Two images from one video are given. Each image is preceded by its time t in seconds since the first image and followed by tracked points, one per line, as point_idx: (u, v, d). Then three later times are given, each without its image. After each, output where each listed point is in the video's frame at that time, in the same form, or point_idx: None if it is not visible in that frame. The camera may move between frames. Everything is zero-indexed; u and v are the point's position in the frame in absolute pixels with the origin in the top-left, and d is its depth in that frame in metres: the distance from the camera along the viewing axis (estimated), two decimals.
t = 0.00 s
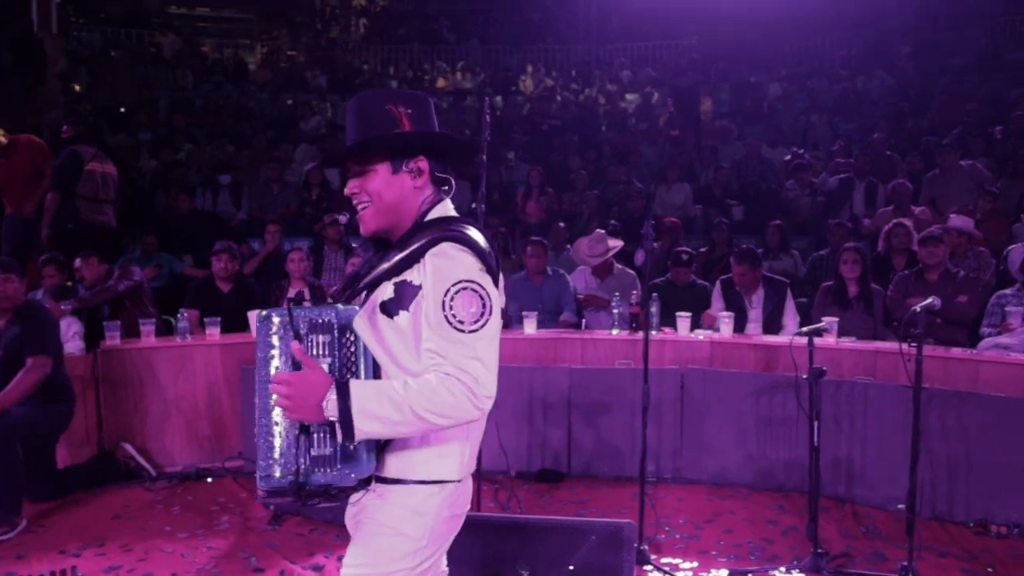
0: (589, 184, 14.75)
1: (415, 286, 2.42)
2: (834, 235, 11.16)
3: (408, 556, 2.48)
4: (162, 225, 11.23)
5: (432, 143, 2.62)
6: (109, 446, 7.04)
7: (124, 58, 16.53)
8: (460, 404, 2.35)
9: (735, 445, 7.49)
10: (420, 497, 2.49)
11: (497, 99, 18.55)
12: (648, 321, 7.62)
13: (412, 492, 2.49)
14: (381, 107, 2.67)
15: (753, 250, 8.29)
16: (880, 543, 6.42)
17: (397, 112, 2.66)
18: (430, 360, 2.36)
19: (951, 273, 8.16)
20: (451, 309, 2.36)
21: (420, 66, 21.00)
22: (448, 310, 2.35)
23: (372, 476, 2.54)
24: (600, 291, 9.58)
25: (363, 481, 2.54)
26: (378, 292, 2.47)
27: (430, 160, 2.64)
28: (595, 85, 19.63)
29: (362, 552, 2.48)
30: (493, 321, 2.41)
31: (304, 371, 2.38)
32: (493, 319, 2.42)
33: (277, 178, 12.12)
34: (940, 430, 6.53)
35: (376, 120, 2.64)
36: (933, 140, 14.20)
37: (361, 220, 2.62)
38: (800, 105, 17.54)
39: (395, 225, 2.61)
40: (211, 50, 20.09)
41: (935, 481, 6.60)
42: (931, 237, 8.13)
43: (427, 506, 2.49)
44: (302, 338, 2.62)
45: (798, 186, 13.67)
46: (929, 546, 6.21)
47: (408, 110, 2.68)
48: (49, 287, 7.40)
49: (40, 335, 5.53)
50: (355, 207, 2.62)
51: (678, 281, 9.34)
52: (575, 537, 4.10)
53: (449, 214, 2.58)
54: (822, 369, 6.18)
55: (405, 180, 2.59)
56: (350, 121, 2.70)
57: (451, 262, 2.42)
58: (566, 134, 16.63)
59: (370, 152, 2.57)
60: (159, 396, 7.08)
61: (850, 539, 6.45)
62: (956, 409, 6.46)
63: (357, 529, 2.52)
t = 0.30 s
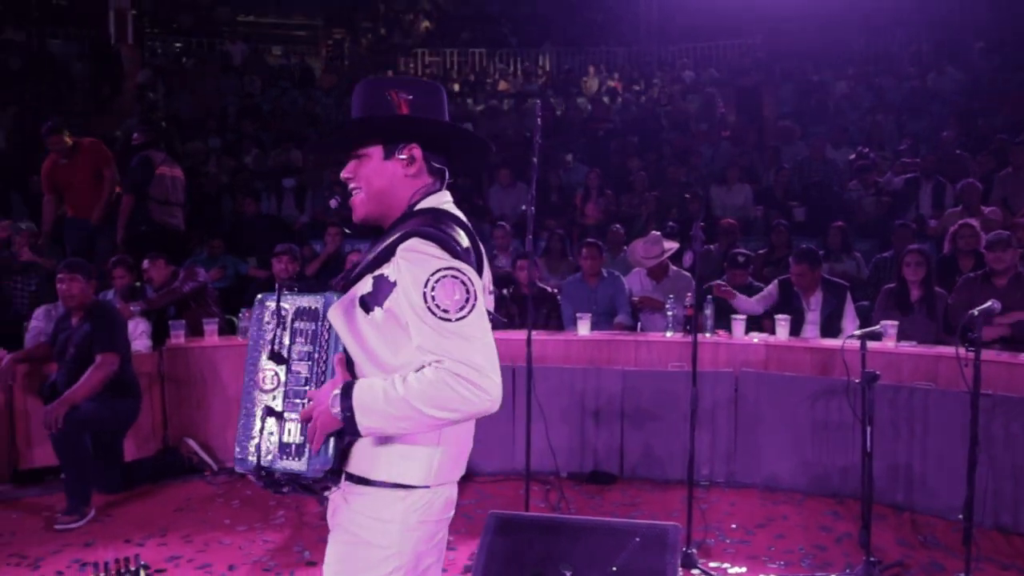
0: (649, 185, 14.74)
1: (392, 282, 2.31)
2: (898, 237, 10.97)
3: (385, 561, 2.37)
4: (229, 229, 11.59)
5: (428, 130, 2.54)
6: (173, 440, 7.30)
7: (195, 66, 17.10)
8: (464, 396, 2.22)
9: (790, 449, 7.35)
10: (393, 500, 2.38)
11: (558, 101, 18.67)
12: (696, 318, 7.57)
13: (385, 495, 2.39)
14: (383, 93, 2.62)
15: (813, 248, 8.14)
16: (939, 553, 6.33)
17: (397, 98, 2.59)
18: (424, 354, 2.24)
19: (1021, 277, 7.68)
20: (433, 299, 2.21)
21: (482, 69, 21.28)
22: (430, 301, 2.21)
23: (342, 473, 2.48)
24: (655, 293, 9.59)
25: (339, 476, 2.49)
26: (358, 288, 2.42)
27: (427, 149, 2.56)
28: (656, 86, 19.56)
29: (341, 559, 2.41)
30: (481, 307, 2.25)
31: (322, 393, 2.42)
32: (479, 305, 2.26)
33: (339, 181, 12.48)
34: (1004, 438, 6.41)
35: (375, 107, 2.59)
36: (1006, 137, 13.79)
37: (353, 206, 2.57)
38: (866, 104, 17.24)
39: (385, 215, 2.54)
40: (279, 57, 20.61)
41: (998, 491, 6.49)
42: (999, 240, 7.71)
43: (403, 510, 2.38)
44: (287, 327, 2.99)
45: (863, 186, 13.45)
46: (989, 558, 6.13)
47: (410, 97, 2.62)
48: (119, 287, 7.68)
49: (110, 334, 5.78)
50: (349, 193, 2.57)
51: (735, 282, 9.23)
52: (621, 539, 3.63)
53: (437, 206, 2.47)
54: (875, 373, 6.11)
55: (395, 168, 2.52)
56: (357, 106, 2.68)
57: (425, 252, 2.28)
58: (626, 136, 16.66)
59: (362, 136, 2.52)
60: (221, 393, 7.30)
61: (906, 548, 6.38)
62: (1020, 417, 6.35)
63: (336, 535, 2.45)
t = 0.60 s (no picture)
0: (716, 185, 14.67)
1: (420, 284, 2.34)
2: (974, 238, 10.72)
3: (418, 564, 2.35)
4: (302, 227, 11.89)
5: (468, 133, 2.52)
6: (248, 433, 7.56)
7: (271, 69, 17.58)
8: (478, 398, 2.22)
9: (856, 454, 7.26)
10: (423, 502, 2.36)
11: (625, 100, 18.65)
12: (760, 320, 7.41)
13: (415, 497, 2.37)
14: (423, 91, 2.58)
15: (882, 250, 8.03)
16: (1010, 564, 6.22)
17: (438, 98, 2.55)
18: (443, 354, 2.25)
19: None
20: (454, 300, 2.23)
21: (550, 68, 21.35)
22: (451, 302, 2.23)
23: (373, 471, 2.47)
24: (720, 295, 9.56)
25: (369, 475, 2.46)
26: (391, 289, 2.45)
27: (466, 152, 2.54)
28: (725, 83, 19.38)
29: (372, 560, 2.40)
30: (502, 313, 2.25)
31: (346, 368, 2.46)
32: (501, 309, 2.26)
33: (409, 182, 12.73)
34: None
35: (416, 106, 2.55)
36: None
37: (391, 206, 2.57)
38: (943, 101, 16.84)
39: (422, 216, 2.55)
40: (350, 58, 21.00)
41: None
42: None
43: (433, 512, 2.36)
44: (327, 321, 2.99)
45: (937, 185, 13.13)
46: None
47: (450, 97, 2.56)
48: (198, 285, 7.78)
49: (190, 331, 6.03)
50: (388, 193, 2.57)
51: (802, 284, 9.14)
52: (681, 537, 3.75)
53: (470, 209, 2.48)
54: (944, 379, 6.02)
55: (434, 171, 2.51)
56: (398, 100, 2.64)
57: (450, 255, 2.30)
58: (694, 137, 16.59)
59: (402, 139, 2.49)
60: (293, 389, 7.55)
61: (976, 558, 6.27)
62: None
63: (365, 536, 2.43)
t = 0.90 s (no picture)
0: (773, 187, 14.59)
1: (478, 282, 2.46)
2: None
3: (469, 548, 2.50)
4: (362, 228, 12.14)
5: (533, 145, 2.61)
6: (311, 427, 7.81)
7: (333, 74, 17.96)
8: (538, 386, 2.34)
9: (913, 460, 7.17)
10: (467, 489, 2.51)
11: (681, 101, 18.64)
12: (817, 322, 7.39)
13: (459, 485, 2.51)
14: (492, 94, 2.64)
15: (942, 252, 7.92)
16: None
17: (507, 105, 2.62)
18: (504, 346, 2.36)
19: None
20: (518, 295, 2.35)
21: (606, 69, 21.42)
22: (515, 297, 2.35)
23: (418, 461, 2.55)
24: (776, 296, 9.53)
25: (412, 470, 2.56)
26: (442, 284, 2.56)
27: (528, 163, 2.64)
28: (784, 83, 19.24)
29: (423, 548, 2.54)
30: (562, 310, 2.38)
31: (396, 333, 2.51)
32: (562, 306, 2.40)
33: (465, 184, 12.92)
34: None
35: (484, 106, 2.61)
36: None
37: (444, 202, 2.63)
38: (1010, 99, 16.47)
39: (471, 214, 2.61)
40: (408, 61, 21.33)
41: None
42: None
43: (479, 498, 2.51)
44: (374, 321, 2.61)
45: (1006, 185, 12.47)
46: None
47: (519, 107, 2.63)
48: (262, 283, 7.99)
49: (256, 328, 6.24)
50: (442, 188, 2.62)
51: (860, 287, 9.08)
52: (732, 535, 3.83)
53: (518, 216, 2.56)
54: (1005, 382, 5.93)
55: (494, 176, 2.58)
56: (461, 99, 2.70)
57: (512, 256, 2.43)
58: (751, 138, 16.51)
59: (470, 138, 2.55)
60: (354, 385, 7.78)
61: None
62: None
63: (414, 525, 2.57)
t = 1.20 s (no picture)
0: (812, 189, 14.58)
1: (511, 279, 2.73)
2: None
3: (499, 523, 2.73)
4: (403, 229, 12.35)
5: (553, 162, 2.87)
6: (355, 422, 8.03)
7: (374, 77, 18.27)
8: (587, 369, 2.63)
9: (949, 462, 7.15)
10: (493, 472, 2.74)
11: (719, 104, 18.69)
12: (850, 323, 7.42)
13: (484, 467, 2.73)
14: (521, 109, 2.87)
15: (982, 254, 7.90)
16: None
17: (537, 123, 2.86)
18: (548, 335, 2.65)
19: None
20: (558, 290, 2.66)
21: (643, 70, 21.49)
22: (555, 292, 2.66)
23: (446, 448, 2.74)
24: (813, 298, 9.55)
25: (437, 458, 2.74)
26: (469, 281, 2.80)
27: (547, 178, 2.88)
28: (824, 85, 19.18)
29: (454, 529, 2.74)
30: (593, 301, 2.71)
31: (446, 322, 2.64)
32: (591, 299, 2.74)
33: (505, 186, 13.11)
34: None
35: (515, 120, 2.84)
36: None
37: (468, 203, 2.83)
38: None
39: (494, 218, 2.83)
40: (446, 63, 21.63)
41: None
42: None
43: (502, 476, 2.75)
44: (396, 319, 2.72)
45: None
46: None
47: (546, 126, 2.88)
48: (307, 283, 8.16)
49: (301, 326, 6.44)
50: (467, 189, 2.83)
51: (898, 289, 9.07)
52: (766, 529, 3.90)
53: (540, 223, 2.82)
54: None
55: (520, 185, 2.80)
56: (492, 111, 2.92)
57: (544, 254, 2.72)
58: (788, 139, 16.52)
59: (502, 147, 2.78)
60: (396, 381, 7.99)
61: None
62: None
63: (442, 508, 2.76)
